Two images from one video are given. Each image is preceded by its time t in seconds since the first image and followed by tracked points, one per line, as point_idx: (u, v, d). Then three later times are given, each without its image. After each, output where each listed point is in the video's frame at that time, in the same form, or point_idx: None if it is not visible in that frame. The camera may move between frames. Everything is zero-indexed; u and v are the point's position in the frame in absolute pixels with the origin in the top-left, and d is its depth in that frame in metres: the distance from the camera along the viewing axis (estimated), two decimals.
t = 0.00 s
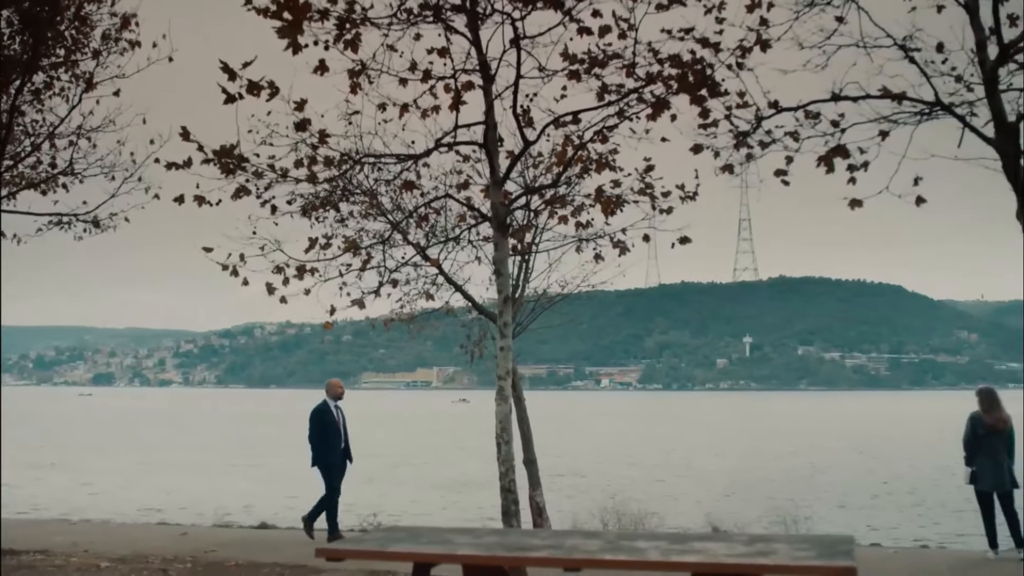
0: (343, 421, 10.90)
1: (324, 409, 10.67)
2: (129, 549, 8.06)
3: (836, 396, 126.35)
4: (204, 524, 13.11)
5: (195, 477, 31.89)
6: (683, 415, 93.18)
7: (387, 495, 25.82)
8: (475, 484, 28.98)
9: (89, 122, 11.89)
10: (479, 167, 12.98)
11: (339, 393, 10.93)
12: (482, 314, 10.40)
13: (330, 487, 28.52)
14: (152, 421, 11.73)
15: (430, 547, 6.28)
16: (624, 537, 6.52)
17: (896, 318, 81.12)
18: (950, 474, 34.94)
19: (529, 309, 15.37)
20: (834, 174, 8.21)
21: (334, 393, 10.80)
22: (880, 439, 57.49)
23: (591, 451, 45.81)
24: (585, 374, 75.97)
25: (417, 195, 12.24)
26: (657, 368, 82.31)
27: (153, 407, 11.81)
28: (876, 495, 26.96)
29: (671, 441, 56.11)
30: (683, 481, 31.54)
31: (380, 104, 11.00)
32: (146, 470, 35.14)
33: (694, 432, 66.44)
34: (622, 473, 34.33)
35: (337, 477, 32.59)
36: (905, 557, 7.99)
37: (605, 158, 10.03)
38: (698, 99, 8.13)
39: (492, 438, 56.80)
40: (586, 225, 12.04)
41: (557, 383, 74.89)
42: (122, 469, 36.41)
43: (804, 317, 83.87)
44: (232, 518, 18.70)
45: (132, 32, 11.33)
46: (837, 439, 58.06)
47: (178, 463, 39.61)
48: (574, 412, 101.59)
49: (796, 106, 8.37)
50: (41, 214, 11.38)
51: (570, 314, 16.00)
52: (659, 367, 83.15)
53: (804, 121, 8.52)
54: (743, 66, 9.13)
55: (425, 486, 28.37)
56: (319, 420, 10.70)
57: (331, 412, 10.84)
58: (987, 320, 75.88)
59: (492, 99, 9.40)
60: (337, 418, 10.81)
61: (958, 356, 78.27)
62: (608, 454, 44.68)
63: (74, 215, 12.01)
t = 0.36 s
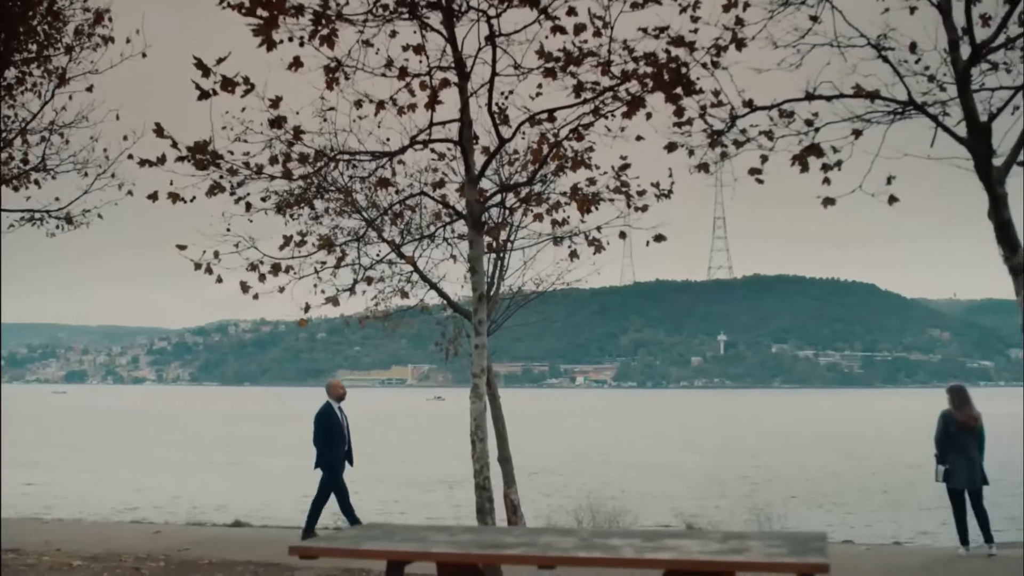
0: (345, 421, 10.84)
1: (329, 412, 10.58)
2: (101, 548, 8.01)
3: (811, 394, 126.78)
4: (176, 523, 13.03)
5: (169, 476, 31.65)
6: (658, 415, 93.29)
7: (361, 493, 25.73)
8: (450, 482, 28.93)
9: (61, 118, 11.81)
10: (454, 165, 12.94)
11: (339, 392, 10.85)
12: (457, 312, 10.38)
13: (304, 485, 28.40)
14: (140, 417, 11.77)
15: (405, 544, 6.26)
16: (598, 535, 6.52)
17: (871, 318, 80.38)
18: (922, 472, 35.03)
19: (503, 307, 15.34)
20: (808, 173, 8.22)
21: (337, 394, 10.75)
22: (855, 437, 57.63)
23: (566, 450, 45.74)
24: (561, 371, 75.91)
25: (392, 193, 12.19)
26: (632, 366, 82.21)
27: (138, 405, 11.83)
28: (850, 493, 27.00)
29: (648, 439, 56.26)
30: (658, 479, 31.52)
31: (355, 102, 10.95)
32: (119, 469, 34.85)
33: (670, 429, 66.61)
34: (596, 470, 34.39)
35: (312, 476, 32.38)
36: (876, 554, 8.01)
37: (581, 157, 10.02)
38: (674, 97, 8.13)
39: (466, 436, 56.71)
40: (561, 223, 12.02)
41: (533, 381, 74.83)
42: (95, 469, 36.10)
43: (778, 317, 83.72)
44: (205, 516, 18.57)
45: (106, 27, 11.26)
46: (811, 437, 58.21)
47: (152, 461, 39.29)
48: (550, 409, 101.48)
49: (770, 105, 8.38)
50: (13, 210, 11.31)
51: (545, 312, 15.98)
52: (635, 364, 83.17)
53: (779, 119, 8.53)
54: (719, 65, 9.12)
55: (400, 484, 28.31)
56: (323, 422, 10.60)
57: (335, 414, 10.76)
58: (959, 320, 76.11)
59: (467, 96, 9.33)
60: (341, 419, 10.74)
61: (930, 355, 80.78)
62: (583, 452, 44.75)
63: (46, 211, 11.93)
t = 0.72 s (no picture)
0: (354, 418, 10.92)
1: (336, 406, 10.66)
2: (77, 547, 8.00)
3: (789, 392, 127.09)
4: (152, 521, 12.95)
5: (145, 476, 31.43)
6: (635, 414, 93.32)
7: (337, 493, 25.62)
8: (427, 481, 28.84)
9: (36, 115, 11.74)
10: (432, 163, 12.91)
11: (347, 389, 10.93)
12: (434, 310, 10.38)
13: (280, 485, 28.23)
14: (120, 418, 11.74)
15: (381, 544, 6.26)
16: (574, 534, 6.52)
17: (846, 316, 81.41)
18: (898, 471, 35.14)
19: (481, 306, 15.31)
20: (785, 172, 8.25)
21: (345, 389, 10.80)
22: (832, 435, 57.81)
23: (544, 449, 45.67)
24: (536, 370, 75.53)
25: (369, 191, 12.15)
26: (610, 365, 82.23)
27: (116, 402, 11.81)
28: (825, 491, 27.04)
29: (624, 438, 56.18)
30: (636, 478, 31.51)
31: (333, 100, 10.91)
32: (95, 468, 34.58)
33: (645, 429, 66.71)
34: (573, 469, 34.39)
35: (289, 475, 32.23)
36: (850, 552, 8.05)
37: (559, 155, 10.01)
38: (652, 97, 8.15)
39: (441, 435, 56.61)
40: (540, 221, 12.00)
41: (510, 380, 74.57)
42: (71, 469, 35.81)
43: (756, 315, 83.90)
44: (181, 516, 18.45)
45: (81, 24, 11.20)
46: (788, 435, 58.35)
47: (129, 461, 39.01)
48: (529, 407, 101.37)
49: (746, 105, 8.42)
50: None
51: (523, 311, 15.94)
52: (612, 364, 83.07)
53: (756, 119, 8.56)
54: (697, 64, 9.13)
55: (376, 483, 28.19)
56: (331, 415, 10.69)
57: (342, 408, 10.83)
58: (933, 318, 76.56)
59: (445, 95, 9.31)
60: (348, 415, 10.83)
61: (906, 354, 81.75)
62: (561, 451, 44.70)
63: (21, 209, 11.86)
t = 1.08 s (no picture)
0: (358, 423, 10.91)
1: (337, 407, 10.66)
2: (51, 549, 7.95)
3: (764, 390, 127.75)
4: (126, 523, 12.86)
5: (120, 476, 31.27)
6: (611, 413, 93.53)
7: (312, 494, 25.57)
8: (403, 481, 28.83)
9: (9, 113, 11.62)
10: (409, 164, 12.86)
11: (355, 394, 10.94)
12: (410, 310, 10.36)
13: (255, 486, 28.15)
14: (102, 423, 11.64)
15: (356, 543, 6.25)
16: (549, 534, 6.53)
17: (822, 317, 85.43)
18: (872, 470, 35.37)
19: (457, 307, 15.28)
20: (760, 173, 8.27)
21: (351, 395, 10.80)
22: (807, 435, 58.20)
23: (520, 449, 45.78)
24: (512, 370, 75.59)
25: (345, 190, 12.10)
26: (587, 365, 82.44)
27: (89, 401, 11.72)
28: (800, 492, 27.19)
29: (600, 438, 56.37)
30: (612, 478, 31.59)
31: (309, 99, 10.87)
32: (70, 467, 34.40)
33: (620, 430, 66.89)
34: (549, 469, 34.46)
35: (266, 475, 32.17)
36: (823, 553, 8.07)
37: (536, 156, 10.00)
38: (628, 98, 8.16)
39: (418, 435, 56.60)
40: (516, 222, 11.98)
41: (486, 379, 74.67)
42: (45, 468, 35.63)
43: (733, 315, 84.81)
44: (153, 517, 18.31)
45: (55, 22, 11.11)
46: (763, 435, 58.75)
47: (104, 461, 38.83)
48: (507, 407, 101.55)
49: (722, 105, 8.43)
50: None
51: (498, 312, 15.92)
52: (588, 364, 83.21)
53: (731, 120, 8.57)
54: (674, 65, 9.13)
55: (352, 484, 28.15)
56: (332, 418, 10.69)
57: (348, 413, 10.82)
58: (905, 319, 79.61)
59: (421, 94, 9.28)
60: (352, 419, 10.83)
61: (880, 354, 83.08)
62: (537, 451, 44.77)
63: None
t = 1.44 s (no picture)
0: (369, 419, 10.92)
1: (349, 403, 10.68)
2: (26, 549, 7.90)
3: (741, 391, 128.21)
4: (101, 523, 12.79)
5: (97, 476, 31.18)
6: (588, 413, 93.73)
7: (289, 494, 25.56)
8: (380, 481, 28.84)
9: None
10: (386, 163, 12.82)
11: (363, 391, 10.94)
12: (387, 310, 10.34)
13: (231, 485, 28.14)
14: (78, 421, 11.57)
15: (332, 544, 6.24)
16: (525, 534, 6.53)
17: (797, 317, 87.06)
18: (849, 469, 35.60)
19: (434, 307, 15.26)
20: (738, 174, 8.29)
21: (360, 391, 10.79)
22: (784, 435, 58.36)
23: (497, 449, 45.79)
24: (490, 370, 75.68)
25: (322, 190, 12.06)
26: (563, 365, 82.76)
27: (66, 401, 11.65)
28: (777, 492, 27.24)
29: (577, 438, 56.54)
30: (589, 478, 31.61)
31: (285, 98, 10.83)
32: (45, 468, 34.29)
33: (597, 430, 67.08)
34: (527, 468, 34.53)
35: (242, 475, 32.13)
36: (801, 553, 8.09)
37: (513, 156, 9.99)
38: (605, 98, 8.17)
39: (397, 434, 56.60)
40: (493, 222, 11.97)
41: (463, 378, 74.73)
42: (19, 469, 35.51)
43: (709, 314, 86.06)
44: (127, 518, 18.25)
45: (29, 20, 11.04)
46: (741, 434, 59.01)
47: (79, 462, 38.67)
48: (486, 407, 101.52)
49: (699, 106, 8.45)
50: None
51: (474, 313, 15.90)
52: (566, 363, 83.39)
53: (707, 122, 8.59)
54: (651, 66, 9.14)
55: (329, 484, 28.16)
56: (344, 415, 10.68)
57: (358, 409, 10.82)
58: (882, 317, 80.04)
59: (398, 94, 9.26)
60: (363, 416, 10.84)
61: (855, 353, 84.79)
62: (514, 450, 44.86)
63: None
